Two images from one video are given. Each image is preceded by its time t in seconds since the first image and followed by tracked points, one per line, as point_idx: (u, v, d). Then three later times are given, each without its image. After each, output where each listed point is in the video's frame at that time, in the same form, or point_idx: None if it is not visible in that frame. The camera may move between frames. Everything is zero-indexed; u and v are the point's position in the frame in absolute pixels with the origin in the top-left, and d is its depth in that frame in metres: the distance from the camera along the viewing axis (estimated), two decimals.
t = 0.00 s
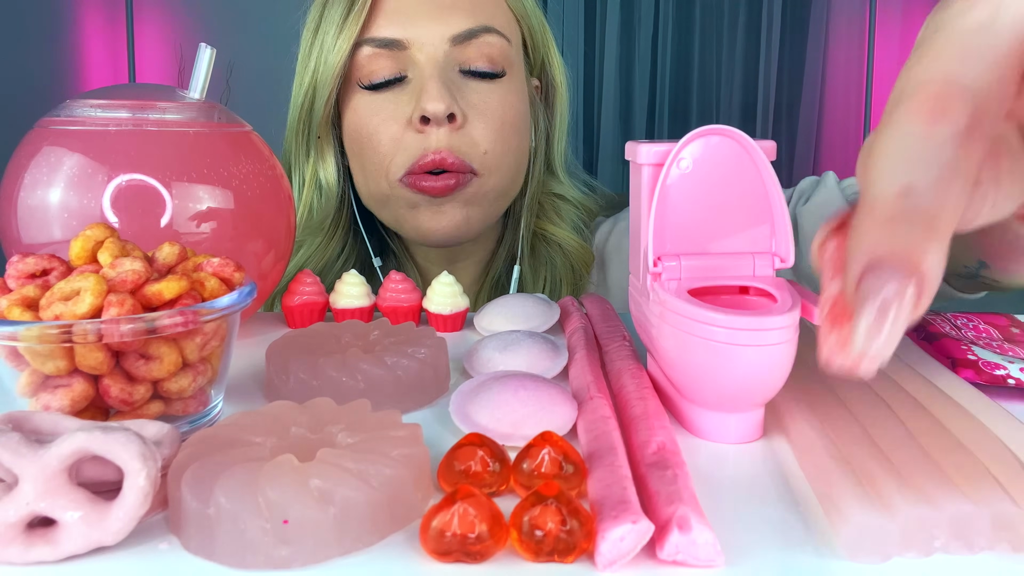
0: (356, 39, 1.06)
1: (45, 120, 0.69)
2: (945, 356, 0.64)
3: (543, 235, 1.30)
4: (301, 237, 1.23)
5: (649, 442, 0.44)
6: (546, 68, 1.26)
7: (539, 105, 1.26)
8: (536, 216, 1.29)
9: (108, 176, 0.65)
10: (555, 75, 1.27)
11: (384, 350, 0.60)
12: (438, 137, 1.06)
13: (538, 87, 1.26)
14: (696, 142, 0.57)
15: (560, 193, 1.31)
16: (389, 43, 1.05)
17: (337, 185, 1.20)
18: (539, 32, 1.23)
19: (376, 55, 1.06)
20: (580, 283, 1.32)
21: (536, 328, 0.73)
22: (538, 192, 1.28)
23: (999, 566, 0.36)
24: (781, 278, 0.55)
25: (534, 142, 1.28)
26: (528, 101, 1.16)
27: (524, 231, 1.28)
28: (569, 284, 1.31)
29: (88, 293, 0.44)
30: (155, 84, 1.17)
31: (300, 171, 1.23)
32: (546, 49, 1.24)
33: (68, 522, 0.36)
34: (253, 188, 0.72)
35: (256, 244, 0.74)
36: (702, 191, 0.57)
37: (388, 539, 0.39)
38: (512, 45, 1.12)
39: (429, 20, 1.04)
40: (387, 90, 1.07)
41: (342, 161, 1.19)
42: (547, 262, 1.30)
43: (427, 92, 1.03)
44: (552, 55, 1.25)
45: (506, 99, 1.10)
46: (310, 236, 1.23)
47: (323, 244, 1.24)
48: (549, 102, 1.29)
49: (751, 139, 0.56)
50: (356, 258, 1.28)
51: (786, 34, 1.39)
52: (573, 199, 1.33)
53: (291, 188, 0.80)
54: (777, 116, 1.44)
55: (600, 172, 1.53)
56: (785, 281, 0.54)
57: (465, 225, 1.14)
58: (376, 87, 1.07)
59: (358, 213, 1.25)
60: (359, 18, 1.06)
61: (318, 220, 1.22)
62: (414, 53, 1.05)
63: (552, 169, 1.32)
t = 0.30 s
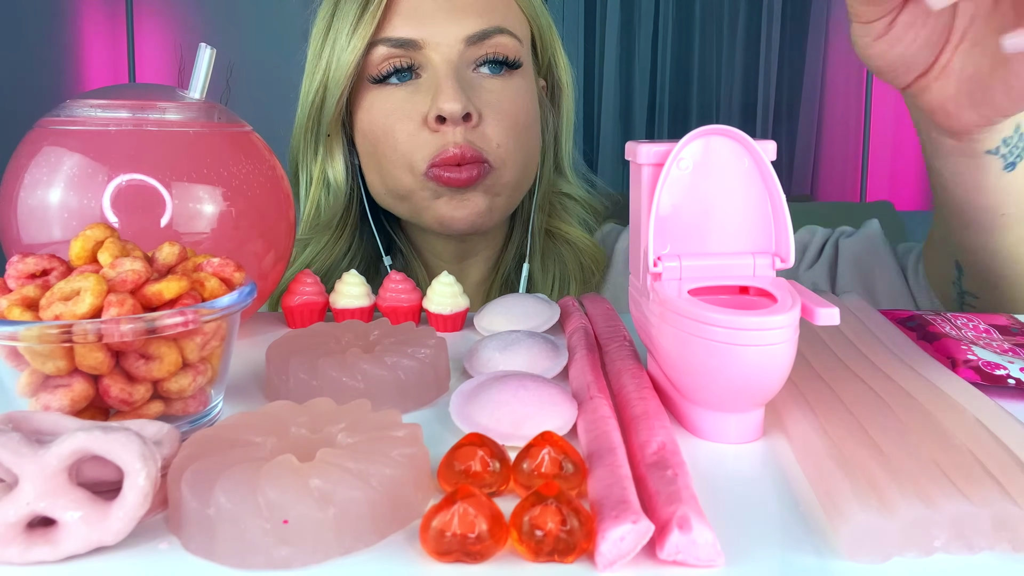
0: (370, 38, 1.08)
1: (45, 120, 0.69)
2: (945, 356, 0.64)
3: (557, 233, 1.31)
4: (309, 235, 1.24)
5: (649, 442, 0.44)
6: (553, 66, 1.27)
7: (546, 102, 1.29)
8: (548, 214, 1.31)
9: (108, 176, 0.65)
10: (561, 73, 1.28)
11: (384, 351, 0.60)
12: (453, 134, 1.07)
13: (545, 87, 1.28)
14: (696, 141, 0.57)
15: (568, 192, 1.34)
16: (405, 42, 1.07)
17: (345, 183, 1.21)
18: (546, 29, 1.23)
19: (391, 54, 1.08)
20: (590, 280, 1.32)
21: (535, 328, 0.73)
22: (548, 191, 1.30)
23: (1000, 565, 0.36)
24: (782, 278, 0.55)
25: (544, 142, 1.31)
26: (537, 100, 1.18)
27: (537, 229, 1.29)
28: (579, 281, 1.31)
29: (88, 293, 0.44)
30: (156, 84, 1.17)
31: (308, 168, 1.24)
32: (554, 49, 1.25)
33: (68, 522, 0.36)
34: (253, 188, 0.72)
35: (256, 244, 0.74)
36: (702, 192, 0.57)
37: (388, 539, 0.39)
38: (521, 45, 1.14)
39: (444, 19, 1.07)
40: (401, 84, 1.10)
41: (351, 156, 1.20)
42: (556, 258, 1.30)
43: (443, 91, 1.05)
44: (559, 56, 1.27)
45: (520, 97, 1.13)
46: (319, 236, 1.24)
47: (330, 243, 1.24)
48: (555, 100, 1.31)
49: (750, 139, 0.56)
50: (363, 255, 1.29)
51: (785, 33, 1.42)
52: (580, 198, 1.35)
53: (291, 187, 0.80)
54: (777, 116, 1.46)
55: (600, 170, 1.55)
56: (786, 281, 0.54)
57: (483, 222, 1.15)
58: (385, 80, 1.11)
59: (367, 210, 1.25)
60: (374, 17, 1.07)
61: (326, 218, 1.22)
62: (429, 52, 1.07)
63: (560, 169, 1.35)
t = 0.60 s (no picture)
0: (402, 34, 1.08)
1: (45, 120, 0.69)
2: (945, 356, 0.64)
3: (573, 235, 1.34)
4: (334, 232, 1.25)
5: (649, 442, 0.44)
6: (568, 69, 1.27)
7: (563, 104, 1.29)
8: (564, 216, 1.34)
9: (108, 176, 0.65)
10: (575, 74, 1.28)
11: (384, 351, 0.60)
12: (481, 135, 1.10)
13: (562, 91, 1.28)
14: (696, 142, 0.57)
15: (584, 194, 1.36)
16: (435, 39, 1.07)
17: (373, 176, 1.22)
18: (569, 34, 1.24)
19: (420, 50, 1.08)
20: (602, 280, 1.36)
21: (535, 328, 0.73)
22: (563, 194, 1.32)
23: (999, 565, 0.36)
24: (781, 278, 0.55)
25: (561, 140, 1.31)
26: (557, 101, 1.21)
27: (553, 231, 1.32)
28: (591, 282, 1.35)
29: (88, 293, 0.44)
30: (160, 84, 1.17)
31: (333, 162, 1.24)
32: (571, 54, 1.26)
33: (69, 522, 0.36)
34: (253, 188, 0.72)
35: (256, 244, 0.74)
36: (702, 191, 0.57)
37: (389, 538, 0.39)
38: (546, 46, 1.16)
39: (474, 19, 1.07)
40: (428, 86, 1.09)
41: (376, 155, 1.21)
42: (571, 258, 1.35)
43: (473, 91, 1.06)
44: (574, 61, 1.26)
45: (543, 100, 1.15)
46: (347, 230, 1.25)
47: (354, 241, 1.26)
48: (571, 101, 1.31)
49: (751, 139, 0.56)
50: (385, 253, 1.32)
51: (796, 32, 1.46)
52: (595, 201, 1.37)
53: (290, 187, 0.80)
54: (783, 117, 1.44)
55: (600, 166, 1.53)
56: (786, 281, 0.55)
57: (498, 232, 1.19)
58: (413, 81, 1.10)
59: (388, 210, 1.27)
60: (407, 13, 1.06)
61: (353, 213, 1.24)
62: (458, 50, 1.08)
63: (576, 171, 1.36)
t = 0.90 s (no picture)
0: (418, 39, 1.08)
1: (45, 119, 0.69)
2: (945, 356, 0.64)
3: (583, 239, 1.38)
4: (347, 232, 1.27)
5: (649, 442, 0.44)
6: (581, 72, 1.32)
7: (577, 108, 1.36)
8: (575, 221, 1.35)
9: (108, 176, 0.65)
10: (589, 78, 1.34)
11: (385, 350, 0.60)
12: (496, 140, 1.08)
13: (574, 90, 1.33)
14: (696, 142, 0.57)
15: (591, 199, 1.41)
16: (451, 46, 1.06)
17: (384, 178, 1.23)
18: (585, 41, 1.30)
19: (435, 57, 1.08)
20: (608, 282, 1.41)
21: (535, 328, 0.73)
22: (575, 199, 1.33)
23: (999, 565, 0.36)
24: (782, 279, 0.55)
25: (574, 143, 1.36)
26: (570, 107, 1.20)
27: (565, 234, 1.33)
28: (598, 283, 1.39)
29: (88, 293, 0.44)
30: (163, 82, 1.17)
31: (348, 162, 1.26)
32: (586, 58, 1.31)
33: (69, 522, 0.36)
34: (253, 188, 0.72)
35: (256, 244, 0.74)
36: (702, 191, 0.57)
37: (389, 539, 0.39)
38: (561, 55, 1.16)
39: (491, 26, 1.07)
40: (442, 92, 1.09)
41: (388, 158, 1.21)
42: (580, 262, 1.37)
43: (488, 98, 1.05)
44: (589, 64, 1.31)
45: (559, 106, 1.14)
46: (357, 232, 1.27)
47: (365, 241, 1.27)
48: (584, 101, 1.36)
49: (751, 139, 0.56)
50: (394, 251, 1.32)
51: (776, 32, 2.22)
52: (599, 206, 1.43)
53: (290, 187, 0.80)
54: (777, 115, 2.28)
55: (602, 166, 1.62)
56: (786, 281, 0.54)
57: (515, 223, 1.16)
58: (428, 88, 1.10)
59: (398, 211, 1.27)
60: (423, 19, 1.07)
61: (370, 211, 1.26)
62: (474, 58, 1.07)
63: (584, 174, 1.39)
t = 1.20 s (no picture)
0: (428, 31, 1.08)
1: (45, 120, 0.69)
2: (944, 356, 0.64)
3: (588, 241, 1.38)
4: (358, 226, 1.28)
5: (649, 442, 0.44)
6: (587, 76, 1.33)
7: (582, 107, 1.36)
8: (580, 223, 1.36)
9: (108, 176, 0.65)
10: (594, 81, 1.35)
11: (385, 350, 0.60)
12: (502, 136, 1.08)
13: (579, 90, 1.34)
14: (696, 142, 0.57)
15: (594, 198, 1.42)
16: (461, 39, 1.07)
17: (394, 173, 1.22)
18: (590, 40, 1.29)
19: (445, 49, 1.08)
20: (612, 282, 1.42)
21: (535, 328, 0.73)
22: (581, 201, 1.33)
23: (999, 565, 0.36)
24: (781, 278, 0.55)
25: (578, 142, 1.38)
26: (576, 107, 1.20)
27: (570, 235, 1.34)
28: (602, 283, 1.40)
29: (88, 293, 0.44)
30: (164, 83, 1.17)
31: (357, 158, 1.26)
32: (590, 59, 1.31)
33: (69, 522, 0.36)
34: (253, 188, 0.72)
35: (256, 244, 0.74)
36: (702, 191, 0.57)
37: (389, 539, 0.39)
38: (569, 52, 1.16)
39: (501, 20, 1.07)
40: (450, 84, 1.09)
41: (397, 150, 1.20)
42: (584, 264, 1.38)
43: (497, 91, 1.05)
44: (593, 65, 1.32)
45: (565, 103, 1.14)
46: (369, 225, 1.27)
47: (376, 235, 1.28)
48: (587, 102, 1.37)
49: (750, 139, 0.56)
50: (403, 247, 1.32)
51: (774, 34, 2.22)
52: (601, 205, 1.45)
53: (290, 187, 0.80)
54: (775, 116, 2.29)
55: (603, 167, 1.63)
56: (785, 281, 0.54)
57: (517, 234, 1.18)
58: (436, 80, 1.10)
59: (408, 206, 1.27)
60: (434, 11, 1.07)
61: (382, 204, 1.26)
62: (483, 51, 1.07)
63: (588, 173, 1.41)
